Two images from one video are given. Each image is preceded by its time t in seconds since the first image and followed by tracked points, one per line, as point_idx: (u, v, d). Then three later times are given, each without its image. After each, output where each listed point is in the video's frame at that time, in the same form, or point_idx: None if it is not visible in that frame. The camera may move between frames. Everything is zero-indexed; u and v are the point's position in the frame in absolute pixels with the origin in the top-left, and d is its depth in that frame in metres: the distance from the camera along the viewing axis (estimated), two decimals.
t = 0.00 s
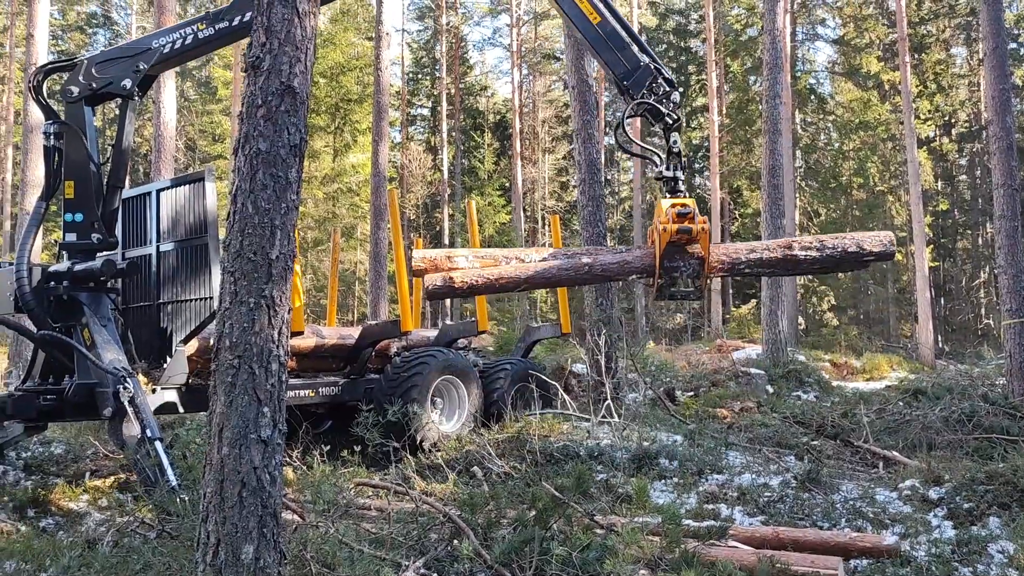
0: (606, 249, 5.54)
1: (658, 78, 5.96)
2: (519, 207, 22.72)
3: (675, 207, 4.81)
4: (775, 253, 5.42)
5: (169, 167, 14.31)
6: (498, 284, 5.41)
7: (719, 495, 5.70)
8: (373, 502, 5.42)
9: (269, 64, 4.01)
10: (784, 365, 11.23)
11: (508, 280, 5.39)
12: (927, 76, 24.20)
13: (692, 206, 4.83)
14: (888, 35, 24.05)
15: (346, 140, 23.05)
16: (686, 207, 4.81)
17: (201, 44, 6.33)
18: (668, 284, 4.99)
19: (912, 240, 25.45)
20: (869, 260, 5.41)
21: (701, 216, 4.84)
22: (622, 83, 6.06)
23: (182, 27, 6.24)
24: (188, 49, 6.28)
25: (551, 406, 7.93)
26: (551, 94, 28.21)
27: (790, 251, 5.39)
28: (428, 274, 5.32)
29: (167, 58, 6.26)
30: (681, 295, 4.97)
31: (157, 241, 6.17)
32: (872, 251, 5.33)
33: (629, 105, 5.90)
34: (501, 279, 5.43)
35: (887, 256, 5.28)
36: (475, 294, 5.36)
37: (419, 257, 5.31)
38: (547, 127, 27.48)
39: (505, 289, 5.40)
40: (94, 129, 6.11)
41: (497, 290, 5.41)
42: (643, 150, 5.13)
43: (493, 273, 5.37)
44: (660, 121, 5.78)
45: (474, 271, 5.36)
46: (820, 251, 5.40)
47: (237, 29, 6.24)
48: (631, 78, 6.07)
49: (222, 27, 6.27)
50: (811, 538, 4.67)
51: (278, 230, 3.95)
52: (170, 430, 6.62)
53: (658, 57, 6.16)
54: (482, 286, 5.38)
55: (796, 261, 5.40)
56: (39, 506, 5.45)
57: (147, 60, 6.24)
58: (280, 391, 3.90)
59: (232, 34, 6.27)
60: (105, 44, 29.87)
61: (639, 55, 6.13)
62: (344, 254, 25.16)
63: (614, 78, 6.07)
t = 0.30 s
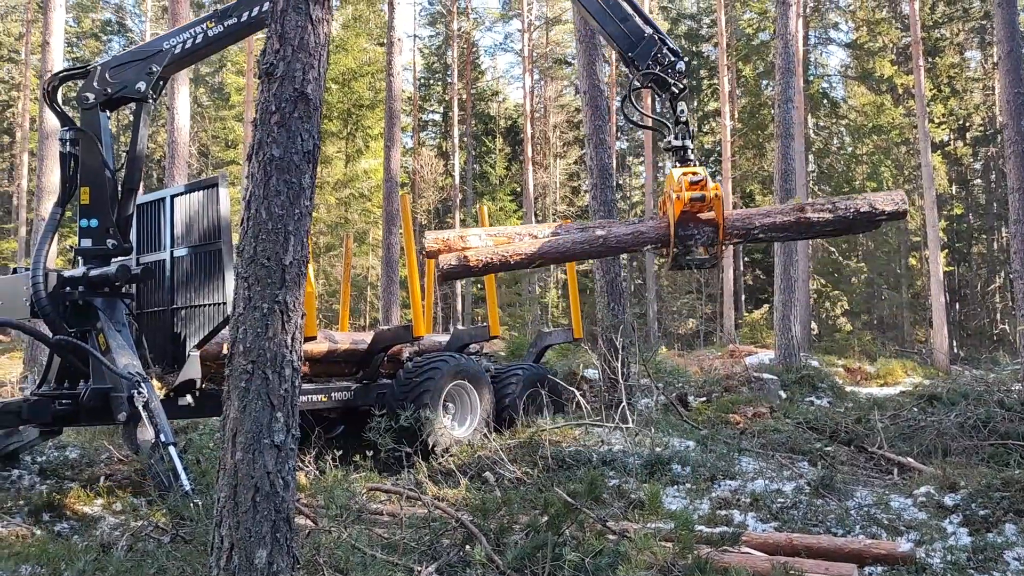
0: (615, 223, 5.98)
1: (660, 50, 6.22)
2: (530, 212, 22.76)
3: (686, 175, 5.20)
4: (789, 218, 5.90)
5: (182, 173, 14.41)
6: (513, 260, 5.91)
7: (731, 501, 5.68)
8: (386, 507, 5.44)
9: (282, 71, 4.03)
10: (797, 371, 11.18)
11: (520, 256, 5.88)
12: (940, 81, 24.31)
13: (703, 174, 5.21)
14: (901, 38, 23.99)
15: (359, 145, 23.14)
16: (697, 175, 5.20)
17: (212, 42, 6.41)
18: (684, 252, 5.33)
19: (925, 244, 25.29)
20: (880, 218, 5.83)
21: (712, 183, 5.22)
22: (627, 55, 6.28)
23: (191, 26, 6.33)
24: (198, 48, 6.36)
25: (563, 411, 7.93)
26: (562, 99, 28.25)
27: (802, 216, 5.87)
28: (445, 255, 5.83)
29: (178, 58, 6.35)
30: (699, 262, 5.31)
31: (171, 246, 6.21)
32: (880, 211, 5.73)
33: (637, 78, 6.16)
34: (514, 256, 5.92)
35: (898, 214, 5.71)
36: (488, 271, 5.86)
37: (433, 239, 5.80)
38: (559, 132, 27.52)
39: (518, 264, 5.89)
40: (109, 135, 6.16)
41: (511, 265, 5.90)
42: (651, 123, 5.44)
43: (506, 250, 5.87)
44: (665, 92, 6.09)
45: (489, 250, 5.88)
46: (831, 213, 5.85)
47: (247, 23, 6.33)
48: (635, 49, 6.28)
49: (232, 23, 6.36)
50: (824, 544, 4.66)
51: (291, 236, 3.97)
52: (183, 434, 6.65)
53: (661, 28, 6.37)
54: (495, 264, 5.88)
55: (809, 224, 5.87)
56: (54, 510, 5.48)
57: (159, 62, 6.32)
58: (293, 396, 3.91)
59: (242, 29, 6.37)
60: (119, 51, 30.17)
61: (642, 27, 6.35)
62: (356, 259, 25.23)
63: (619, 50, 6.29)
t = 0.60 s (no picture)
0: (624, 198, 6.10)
1: (655, 23, 6.82)
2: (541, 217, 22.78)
3: (692, 145, 5.65)
4: (796, 176, 6.31)
5: (195, 179, 14.51)
6: (528, 246, 5.91)
7: (743, 507, 5.66)
8: (396, 512, 5.44)
9: (294, 77, 4.05)
10: (809, 376, 11.14)
11: (535, 241, 5.88)
12: (953, 84, 24.16)
13: (708, 142, 5.66)
14: (913, 42, 23.90)
15: (370, 150, 23.22)
16: (701, 144, 5.65)
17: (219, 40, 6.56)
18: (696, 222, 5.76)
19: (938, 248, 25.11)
20: (880, 167, 6.29)
21: (717, 151, 5.66)
22: (623, 29, 6.89)
23: (198, 26, 6.47)
24: (206, 47, 6.50)
25: (574, 415, 7.92)
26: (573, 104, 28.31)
27: (808, 173, 6.29)
28: (458, 247, 5.76)
29: (188, 58, 6.46)
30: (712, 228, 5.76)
31: (183, 251, 6.24)
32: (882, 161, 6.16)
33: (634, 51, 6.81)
34: (529, 242, 5.91)
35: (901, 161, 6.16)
36: (504, 260, 5.84)
37: (445, 234, 5.72)
38: (569, 137, 27.49)
39: (534, 250, 5.89)
40: (122, 141, 6.19)
41: (527, 252, 5.90)
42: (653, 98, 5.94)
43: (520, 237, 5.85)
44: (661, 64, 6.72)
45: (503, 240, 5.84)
46: (836, 167, 6.29)
47: (254, 18, 6.55)
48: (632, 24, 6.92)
49: (236, 20, 6.56)
50: (837, 550, 4.62)
51: (303, 241, 3.98)
52: (196, 439, 6.68)
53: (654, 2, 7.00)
54: (511, 252, 5.85)
55: (816, 180, 6.29)
56: (68, 513, 5.52)
57: (169, 64, 6.40)
58: (305, 401, 3.92)
59: (248, 25, 6.57)
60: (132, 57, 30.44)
61: (636, 2, 6.96)
62: (368, 263, 25.31)
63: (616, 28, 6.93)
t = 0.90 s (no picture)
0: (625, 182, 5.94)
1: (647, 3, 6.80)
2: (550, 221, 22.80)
3: (691, 126, 5.60)
4: (796, 150, 6.25)
5: (207, 183, 14.59)
6: (534, 239, 5.65)
7: (754, 511, 5.64)
8: (406, 516, 5.45)
9: (303, 82, 4.05)
10: (820, 380, 11.09)
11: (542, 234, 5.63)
12: (966, 86, 24.05)
13: (706, 121, 5.61)
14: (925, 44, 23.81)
15: (380, 155, 23.29)
16: (700, 123, 5.60)
17: (225, 39, 6.56)
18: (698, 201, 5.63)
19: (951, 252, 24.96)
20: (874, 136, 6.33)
21: (716, 130, 5.61)
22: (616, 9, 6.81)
23: (204, 25, 6.46)
24: (213, 45, 6.49)
25: (584, 419, 7.90)
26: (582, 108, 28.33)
27: (809, 145, 6.24)
28: (464, 243, 5.48)
29: (195, 57, 6.47)
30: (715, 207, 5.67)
31: (193, 256, 6.27)
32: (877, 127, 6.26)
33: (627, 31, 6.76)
34: (535, 235, 5.65)
35: (897, 127, 6.26)
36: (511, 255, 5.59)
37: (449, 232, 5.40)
38: (579, 140, 27.35)
39: (541, 242, 5.64)
40: (133, 145, 6.23)
41: (534, 245, 5.65)
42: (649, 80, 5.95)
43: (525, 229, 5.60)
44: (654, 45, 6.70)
45: (508, 232, 5.59)
46: (834, 138, 6.28)
47: (260, 12, 6.51)
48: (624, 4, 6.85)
49: (242, 16, 6.53)
50: (849, 555, 4.60)
51: (313, 245, 3.99)
52: (206, 443, 6.70)
53: None
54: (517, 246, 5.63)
55: (816, 152, 6.27)
56: (79, 516, 5.55)
57: (177, 65, 6.41)
58: (314, 405, 3.93)
59: (254, 20, 6.54)
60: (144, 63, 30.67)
61: None
62: (378, 267, 25.39)
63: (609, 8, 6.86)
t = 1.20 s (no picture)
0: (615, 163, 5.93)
1: None
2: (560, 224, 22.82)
3: (678, 107, 5.58)
4: (784, 128, 6.10)
5: (218, 187, 14.66)
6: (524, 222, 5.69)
7: (765, 516, 5.61)
8: (416, 520, 5.45)
9: (314, 87, 4.07)
10: (832, 384, 11.04)
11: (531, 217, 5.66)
12: (978, 88, 24.28)
13: (693, 103, 5.58)
14: (937, 46, 23.80)
15: (390, 159, 23.33)
16: (686, 104, 5.58)
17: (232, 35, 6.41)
18: (687, 181, 5.63)
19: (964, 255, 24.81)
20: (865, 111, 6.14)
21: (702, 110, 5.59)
22: None
23: (208, 24, 6.33)
24: (219, 44, 6.37)
25: (595, 423, 7.90)
26: (593, 112, 28.35)
27: (796, 124, 6.09)
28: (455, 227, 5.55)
29: (202, 58, 6.38)
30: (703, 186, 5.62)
31: (205, 260, 6.30)
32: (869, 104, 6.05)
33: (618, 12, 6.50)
34: (525, 218, 5.68)
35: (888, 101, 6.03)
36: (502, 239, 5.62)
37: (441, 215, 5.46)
38: (589, 144, 27.41)
39: (531, 225, 5.69)
40: (145, 150, 6.25)
41: (524, 228, 5.70)
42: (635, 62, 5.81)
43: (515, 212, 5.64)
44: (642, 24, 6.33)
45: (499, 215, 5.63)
46: (822, 115, 6.12)
47: (263, 7, 6.35)
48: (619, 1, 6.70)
49: (246, 12, 6.39)
50: (861, 560, 4.57)
51: (323, 249, 4.00)
52: (217, 446, 6.72)
53: None
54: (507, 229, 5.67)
55: (805, 129, 6.12)
56: (91, 520, 5.57)
57: (186, 66, 6.39)
58: (325, 409, 3.94)
59: (259, 15, 6.39)
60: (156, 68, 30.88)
61: None
62: (388, 271, 25.44)
63: None
